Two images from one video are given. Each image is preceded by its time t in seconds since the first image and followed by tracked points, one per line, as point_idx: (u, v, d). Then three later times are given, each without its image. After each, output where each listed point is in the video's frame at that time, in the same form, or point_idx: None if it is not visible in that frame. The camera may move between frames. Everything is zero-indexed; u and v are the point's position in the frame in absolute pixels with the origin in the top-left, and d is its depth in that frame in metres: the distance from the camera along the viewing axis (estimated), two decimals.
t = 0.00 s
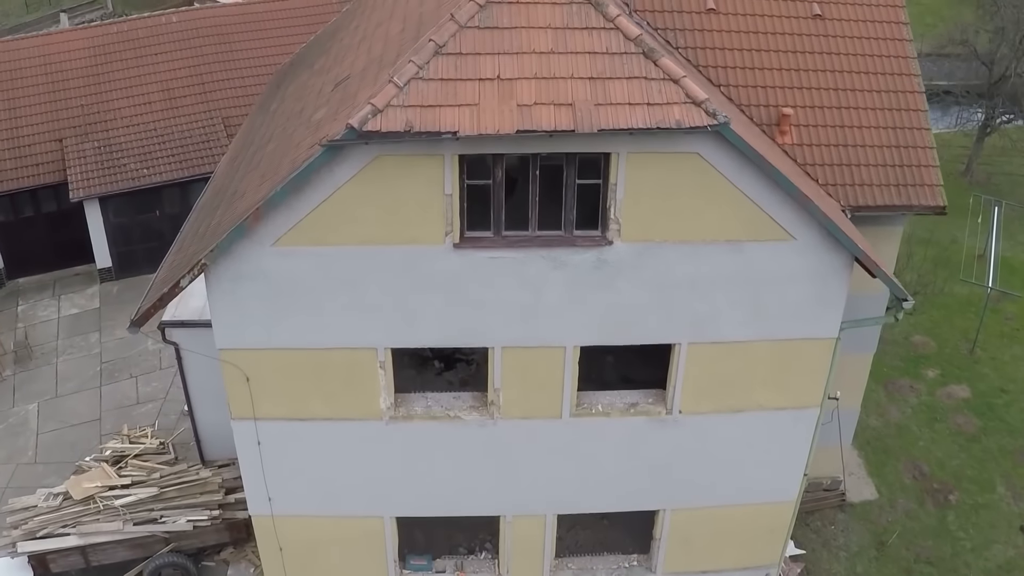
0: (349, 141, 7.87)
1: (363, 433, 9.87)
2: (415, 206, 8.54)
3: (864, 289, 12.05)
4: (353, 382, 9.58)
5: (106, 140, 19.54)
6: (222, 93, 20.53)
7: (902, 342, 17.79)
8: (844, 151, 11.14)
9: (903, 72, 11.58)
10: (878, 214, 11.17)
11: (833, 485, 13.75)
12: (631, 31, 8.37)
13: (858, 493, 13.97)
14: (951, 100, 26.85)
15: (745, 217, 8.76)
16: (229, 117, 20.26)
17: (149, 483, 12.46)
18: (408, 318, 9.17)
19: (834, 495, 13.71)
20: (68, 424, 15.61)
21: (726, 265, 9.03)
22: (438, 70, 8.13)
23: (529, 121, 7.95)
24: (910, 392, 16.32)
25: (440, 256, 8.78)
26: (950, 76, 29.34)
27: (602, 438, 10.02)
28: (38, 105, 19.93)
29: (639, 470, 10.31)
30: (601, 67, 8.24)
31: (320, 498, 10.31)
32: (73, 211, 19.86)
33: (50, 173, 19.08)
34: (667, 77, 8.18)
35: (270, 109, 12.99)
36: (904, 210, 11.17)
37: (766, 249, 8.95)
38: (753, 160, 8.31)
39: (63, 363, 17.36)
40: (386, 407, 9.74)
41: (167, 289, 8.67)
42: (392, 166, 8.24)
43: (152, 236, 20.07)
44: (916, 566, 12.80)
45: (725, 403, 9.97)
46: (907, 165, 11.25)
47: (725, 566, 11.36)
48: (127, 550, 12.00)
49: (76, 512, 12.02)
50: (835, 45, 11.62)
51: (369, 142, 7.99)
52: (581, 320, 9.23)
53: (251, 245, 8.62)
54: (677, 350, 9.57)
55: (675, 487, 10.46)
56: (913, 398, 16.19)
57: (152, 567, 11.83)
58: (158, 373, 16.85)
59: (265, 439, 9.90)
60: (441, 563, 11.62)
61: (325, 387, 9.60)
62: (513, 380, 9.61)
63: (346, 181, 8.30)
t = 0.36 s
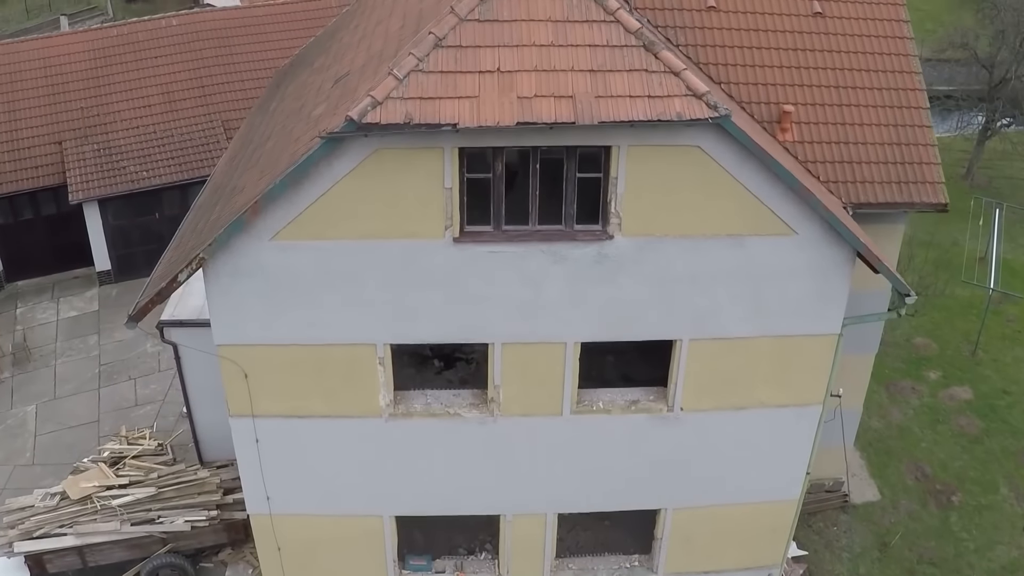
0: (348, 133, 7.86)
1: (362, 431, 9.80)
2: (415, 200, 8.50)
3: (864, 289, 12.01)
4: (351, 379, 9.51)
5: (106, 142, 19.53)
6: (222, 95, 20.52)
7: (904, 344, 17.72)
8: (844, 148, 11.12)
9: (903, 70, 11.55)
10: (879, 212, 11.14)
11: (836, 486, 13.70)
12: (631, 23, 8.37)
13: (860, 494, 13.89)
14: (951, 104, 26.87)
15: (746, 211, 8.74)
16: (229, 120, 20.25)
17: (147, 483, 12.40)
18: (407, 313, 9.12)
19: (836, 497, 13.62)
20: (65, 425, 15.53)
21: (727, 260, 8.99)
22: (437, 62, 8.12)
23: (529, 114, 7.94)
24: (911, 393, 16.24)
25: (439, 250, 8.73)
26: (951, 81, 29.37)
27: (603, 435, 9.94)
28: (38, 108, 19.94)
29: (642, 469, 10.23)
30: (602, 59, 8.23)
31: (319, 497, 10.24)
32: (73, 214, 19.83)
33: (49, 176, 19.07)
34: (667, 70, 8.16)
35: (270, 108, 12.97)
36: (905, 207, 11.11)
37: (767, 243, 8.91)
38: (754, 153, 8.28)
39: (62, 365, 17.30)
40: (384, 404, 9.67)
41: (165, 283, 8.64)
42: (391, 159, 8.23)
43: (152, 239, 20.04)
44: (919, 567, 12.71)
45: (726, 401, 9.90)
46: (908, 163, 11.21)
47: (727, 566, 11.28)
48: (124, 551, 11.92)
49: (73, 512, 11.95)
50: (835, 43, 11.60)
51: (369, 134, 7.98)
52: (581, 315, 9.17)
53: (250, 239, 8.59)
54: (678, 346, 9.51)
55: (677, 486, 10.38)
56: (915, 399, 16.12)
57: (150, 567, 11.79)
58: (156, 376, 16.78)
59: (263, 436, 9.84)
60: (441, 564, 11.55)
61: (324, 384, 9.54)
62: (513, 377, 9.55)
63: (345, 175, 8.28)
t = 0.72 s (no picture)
0: (347, 123, 7.84)
1: (361, 427, 9.72)
2: (414, 192, 8.47)
3: (865, 286, 11.95)
4: (350, 374, 9.45)
5: (105, 144, 19.51)
6: (221, 98, 20.50)
7: (905, 344, 17.66)
8: (845, 144, 11.09)
9: (904, 66, 11.53)
10: (880, 207, 11.10)
11: (837, 486, 13.46)
12: (631, 15, 8.37)
13: (862, 494, 13.80)
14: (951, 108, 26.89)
15: (746, 203, 8.70)
16: (228, 123, 20.19)
17: (144, 481, 12.36)
18: (406, 307, 9.06)
19: (837, 497, 13.46)
20: (63, 426, 15.45)
21: (728, 253, 8.94)
22: (437, 53, 8.13)
23: (529, 104, 7.92)
24: (913, 394, 16.17)
25: (439, 243, 8.69)
26: (950, 85, 29.41)
27: (603, 431, 9.85)
28: (37, 110, 19.94)
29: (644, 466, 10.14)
30: (602, 51, 8.22)
31: (317, 494, 10.17)
32: (72, 216, 19.81)
33: (48, 177, 19.05)
34: (667, 61, 8.15)
35: (269, 105, 12.95)
36: (906, 203, 11.08)
37: (769, 236, 8.87)
38: (754, 144, 8.26)
39: (60, 366, 17.22)
40: (383, 399, 9.61)
41: (162, 276, 8.61)
42: (390, 151, 8.21)
43: (151, 241, 20.00)
44: (922, 566, 12.62)
45: (727, 397, 9.83)
46: (909, 159, 11.18)
47: (729, 565, 11.19)
48: (121, 550, 11.83)
49: (69, 511, 11.88)
50: (835, 39, 11.58)
51: (368, 125, 7.95)
52: (581, 309, 9.11)
53: (248, 231, 8.55)
54: (679, 340, 9.44)
55: (679, 483, 10.30)
56: (917, 400, 16.04)
57: (147, 567, 11.69)
58: (154, 377, 16.69)
59: (261, 432, 9.76)
60: (439, 563, 11.38)
61: (322, 379, 9.47)
62: (513, 372, 9.48)
63: (344, 166, 8.26)
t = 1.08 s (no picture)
0: (346, 111, 7.80)
1: (359, 420, 9.65)
2: (412, 181, 8.42)
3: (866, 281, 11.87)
4: (348, 366, 9.38)
5: (104, 143, 19.48)
6: (220, 97, 20.43)
7: (906, 343, 17.60)
8: (845, 137, 11.06)
9: (904, 60, 11.52)
10: (881, 200, 11.07)
11: (838, 484, 13.42)
12: (631, 3, 8.35)
13: (864, 492, 13.72)
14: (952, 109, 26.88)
15: (747, 193, 8.66)
16: (227, 122, 20.06)
17: (141, 478, 12.27)
18: (405, 298, 9.00)
19: (839, 494, 13.41)
20: (60, 424, 15.37)
21: (728, 243, 8.89)
22: (436, 41, 8.10)
23: (528, 91, 7.88)
24: (914, 392, 16.10)
25: (438, 233, 8.64)
26: (950, 87, 29.42)
27: (604, 424, 9.78)
28: (36, 110, 19.94)
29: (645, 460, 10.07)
30: (602, 38, 8.19)
31: (315, 489, 10.09)
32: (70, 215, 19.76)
33: (46, 176, 19.02)
34: (667, 48, 8.12)
35: (268, 100, 12.91)
36: (907, 195, 11.05)
37: (769, 226, 8.83)
38: (755, 132, 8.22)
39: (58, 365, 17.14)
40: (382, 391, 9.54)
41: (160, 266, 8.57)
42: (389, 139, 8.16)
43: (149, 241, 19.95)
44: (924, 563, 12.52)
45: (728, 389, 9.75)
46: (910, 152, 11.16)
47: (730, 561, 11.10)
48: (118, 547, 11.77)
49: (65, 507, 11.81)
50: (835, 33, 11.55)
51: (366, 112, 7.91)
52: (581, 300, 9.05)
53: (246, 221, 8.50)
54: (679, 332, 9.38)
55: (680, 477, 10.23)
56: (918, 398, 15.96)
57: (143, 564, 11.60)
58: (152, 376, 16.62)
59: (258, 425, 9.69)
60: (439, 559, 11.30)
61: (320, 371, 9.40)
62: (513, 364, 9.40)
63: (343, 155, 8.21)
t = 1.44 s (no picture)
0: (340, 97, 7.75)
1: (354, 412, 9.58)
2: (407, 169, 8.37)
3: (865, 274, 11.83)
4: (343, 358, 9.31)
5: (99, 142, 19.44)
6: (216, 96, 20.37)
7: (904, 341, 17.55)
8: (843, 129, 11.03)
9: (901, 53, 11.49)
10: (878, 192, 11.03)
11: (837, 480, 13.32)
12: None
13: (863, 489, 13.65)
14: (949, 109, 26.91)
15: (744, 182, 8.62)
16: (223, 121, 19.97)
17: (134, 473, 12.17)
18: (400, 288, 8.93)
19: (838, 491, 13.34)
20: (55, 423, 15.27)
21: (725, 232, 8.84)
22: (430, 28, 8.07)
23: (523, 78, 7.83)
24: (913, 389, 16.03)
25: (433, 221, 8.59)
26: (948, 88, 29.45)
27: (600, 416, 9.71)
28: (32, 109, 19.91)
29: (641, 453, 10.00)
30: (597, 26, 8.16)
31: (309, 482, 10.00)
32: (66, 214, 19.68)
33: (42, 175, 18.97)
34: (663, 36, 8.09)
35: (264, 94, 12.85)
36: (905, 188, 11.03)
37: (767, 214, 8.78)
38: (751, 120, 8.18)
39: (53, 364, 17.05)
40: (377, 382, 9.47)
41: (153, 256, 8.50)
42: (384, 126, 8.12)
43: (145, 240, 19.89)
44: (924, 560, 12.44)
45: (726, 382, 9.68)
46: (907, 144, 11.13)
47: (728, 556, 11.01)
48: (111, 543, 11.69)
49: (58, 503, 11.73)
50: (832, 26, 11.54)
51: (360, 99, 7.86)
52: (577, 290, 8.99)
53: (239, 209, 8.45)
54: (677, 323, 9.31)
55: (677, 470, 10.15)
56: (917, 395, 15.90)
57: (136, 561, 11.52)
58: (147, 374, 16.53)
59: (252, 418, 9.61)
60: (434, 555, 11.18)
61: (314, 362, 9.33)
62: (509, 355, 9.32)
63: (337, 142, 8.16)
